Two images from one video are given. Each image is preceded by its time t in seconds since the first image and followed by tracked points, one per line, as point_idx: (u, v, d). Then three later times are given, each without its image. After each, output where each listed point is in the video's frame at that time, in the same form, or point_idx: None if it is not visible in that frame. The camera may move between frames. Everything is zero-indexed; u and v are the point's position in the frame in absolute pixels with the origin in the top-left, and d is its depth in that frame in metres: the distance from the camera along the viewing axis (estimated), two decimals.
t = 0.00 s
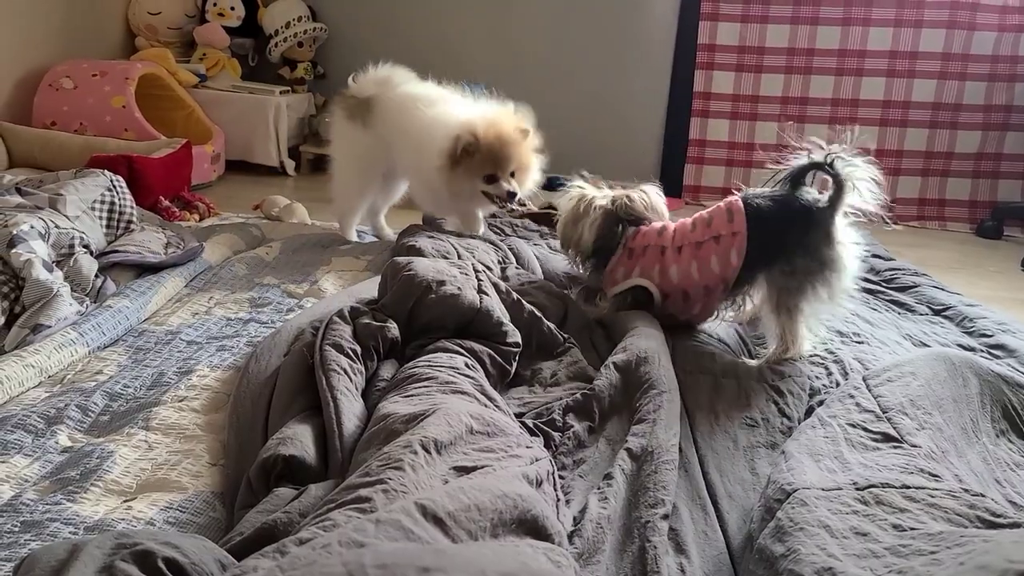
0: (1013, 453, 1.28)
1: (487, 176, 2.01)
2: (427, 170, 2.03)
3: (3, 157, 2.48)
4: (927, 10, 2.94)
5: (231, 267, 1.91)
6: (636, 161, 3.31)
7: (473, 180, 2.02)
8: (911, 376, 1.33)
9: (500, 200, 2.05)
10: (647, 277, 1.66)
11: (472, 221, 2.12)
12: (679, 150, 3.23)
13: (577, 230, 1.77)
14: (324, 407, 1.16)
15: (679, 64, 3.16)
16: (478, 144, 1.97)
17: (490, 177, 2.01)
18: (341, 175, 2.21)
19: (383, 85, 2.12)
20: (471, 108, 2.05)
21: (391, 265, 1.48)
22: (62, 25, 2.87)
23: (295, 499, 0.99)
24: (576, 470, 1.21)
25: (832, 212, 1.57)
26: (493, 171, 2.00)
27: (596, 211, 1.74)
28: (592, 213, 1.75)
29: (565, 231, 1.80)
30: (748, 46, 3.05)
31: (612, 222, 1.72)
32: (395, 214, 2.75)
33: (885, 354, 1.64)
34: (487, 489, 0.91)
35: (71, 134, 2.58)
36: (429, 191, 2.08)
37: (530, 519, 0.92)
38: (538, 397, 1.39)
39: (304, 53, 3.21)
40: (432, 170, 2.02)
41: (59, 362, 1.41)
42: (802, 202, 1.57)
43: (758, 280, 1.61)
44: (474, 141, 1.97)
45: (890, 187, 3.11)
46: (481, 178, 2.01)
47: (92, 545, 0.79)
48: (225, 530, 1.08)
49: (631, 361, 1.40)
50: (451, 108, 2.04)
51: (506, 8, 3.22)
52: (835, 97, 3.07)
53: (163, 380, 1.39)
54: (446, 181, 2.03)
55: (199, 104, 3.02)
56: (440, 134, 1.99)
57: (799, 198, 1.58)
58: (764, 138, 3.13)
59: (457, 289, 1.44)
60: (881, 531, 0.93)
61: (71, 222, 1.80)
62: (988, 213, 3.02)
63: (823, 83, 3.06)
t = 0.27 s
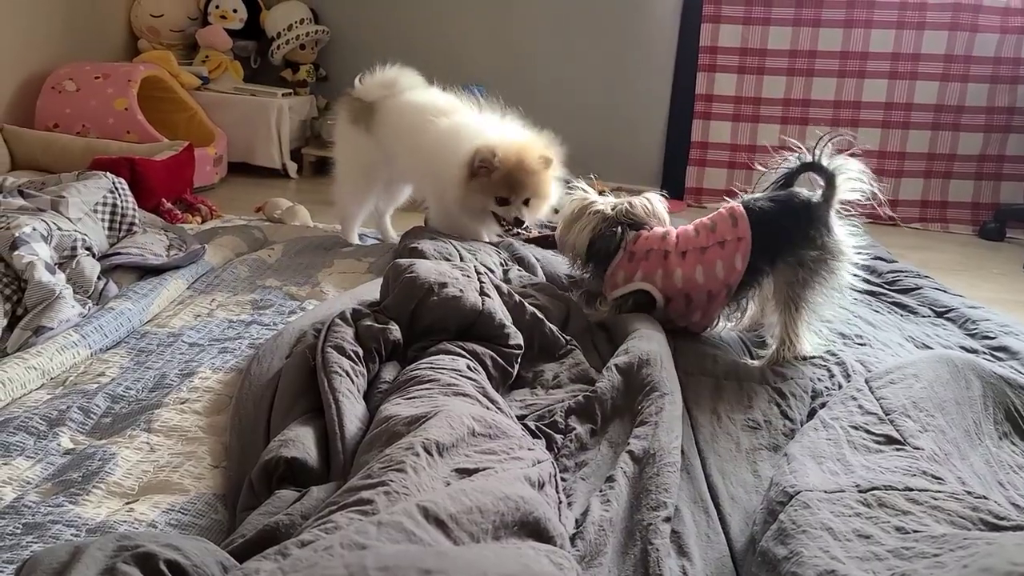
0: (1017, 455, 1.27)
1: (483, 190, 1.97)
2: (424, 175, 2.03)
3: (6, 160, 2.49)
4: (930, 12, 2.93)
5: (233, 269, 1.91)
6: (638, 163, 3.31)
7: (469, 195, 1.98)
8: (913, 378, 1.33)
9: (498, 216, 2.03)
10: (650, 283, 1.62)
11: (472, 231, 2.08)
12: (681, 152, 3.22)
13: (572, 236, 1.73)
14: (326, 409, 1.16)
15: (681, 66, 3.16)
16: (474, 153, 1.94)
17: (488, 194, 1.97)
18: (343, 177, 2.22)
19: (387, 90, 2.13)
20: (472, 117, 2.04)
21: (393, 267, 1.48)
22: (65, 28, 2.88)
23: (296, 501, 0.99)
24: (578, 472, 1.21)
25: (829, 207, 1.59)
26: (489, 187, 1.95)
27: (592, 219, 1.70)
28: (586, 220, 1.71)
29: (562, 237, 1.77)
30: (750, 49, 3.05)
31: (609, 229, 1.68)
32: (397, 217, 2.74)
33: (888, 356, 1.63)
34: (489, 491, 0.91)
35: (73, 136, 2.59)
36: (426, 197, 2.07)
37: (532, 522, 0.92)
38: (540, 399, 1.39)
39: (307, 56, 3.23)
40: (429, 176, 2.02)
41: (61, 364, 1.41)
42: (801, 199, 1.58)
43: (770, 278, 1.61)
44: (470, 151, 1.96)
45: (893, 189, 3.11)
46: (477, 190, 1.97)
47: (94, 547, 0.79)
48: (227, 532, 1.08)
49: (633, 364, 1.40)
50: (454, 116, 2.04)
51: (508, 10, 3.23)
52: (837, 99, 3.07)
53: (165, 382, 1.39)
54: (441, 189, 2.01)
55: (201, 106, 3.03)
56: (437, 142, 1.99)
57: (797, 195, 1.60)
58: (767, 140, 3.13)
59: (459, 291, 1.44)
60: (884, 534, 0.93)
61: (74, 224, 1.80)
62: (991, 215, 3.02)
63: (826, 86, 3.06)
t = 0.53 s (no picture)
0: (1019, 458, 1.27)
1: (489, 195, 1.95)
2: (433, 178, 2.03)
3: (8, 162, 2.49)
4: (931, 14, 2.93)
5: (235, 271, 1.92)
6: (639, 165, 3.31)
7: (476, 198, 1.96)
8: (915, 381, 1.33)
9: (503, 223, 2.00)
10: (661, 290, 1.61)
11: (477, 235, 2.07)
12: (682, 154, 3.22)
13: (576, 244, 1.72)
14: (327, 411, 1.16)
15: (683, 68, 3.16)
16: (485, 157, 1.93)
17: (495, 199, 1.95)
18: (348, 178, 2.22)
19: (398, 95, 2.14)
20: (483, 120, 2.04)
21: (395, 269, 1.48)
22: (67, 31, 2.89)
23: (297, 503, 0.99)
24: (579, 474, 1.21)
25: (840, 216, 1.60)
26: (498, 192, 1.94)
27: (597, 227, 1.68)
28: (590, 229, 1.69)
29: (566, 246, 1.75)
30: (752, 51, 3.06)
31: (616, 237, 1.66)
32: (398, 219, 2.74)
33: (890, 358, 1.63)
34: (490, 493, 0.90)
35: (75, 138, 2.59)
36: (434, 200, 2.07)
37: (533, 524, 0.92)
38: (541, 401, 1.39)
39: (308, 58, 3.23)
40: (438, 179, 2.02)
41: (63, 367, 1.42)
42: (813, 209, 1.59)
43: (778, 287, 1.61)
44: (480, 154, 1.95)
45: (894, 191, 3.11)
46: (485, 194, 1.95)
47: (95, 549, 0.79)
48: (228, 535, 1.08)
49: (636, 366, 1.40)
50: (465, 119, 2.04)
51: (509, 12, 3.23)
52: (839, 102, 3.07)
53: (167, 384, 1.39)
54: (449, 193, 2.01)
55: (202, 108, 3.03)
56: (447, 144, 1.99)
57: (809, 205, 1.61)
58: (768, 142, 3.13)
59: (460, 293, 1.44)
60: (886, 536, 0.93)
61: (75, 226, 1.80)
62: (993, 218, 3.02)
63: (827, 88, 3.07)
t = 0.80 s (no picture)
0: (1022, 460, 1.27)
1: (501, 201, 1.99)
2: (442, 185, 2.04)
3: (11, 166, 2.49)
4: (933, 16, 2.93)
5: (238, 274, 1.92)
6: (641, 168, 3.31)
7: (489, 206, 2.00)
8: (918, 383, 1.33)
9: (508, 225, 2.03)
10: (664, 293, 1.62)
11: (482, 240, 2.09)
12: (684, 157, 3.22)
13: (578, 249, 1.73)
14: (329, 414, 1.16)
15: (684, 70, 3.16)
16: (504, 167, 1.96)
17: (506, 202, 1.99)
18: (353, 182, 2.22)
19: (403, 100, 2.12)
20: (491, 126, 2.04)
21: (397, 273, 1.49)
22: (70, 35, 2.90)
23: (300, 507, 0.99)
24: (581, 478, 1.21)
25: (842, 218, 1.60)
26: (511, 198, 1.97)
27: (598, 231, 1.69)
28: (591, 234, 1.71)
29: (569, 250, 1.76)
30: (753, 53, 3.06)
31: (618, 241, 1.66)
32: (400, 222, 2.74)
33: (892, 360, 1.63)
34: (492, 496, 0.90)
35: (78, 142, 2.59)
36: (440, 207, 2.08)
37: (535, 527, 0.92)
38: (543, 404, 1.39)
39: (309, 62, 3.24)
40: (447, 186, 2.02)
41: (66, 370, 1.42)
42: (815, 212, 1.60)
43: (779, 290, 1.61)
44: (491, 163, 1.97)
45: (896, 193, 3.11)
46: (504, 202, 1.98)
47: (98, 553, 0.79)
48: (230, 538, 1.08)
49: (638, 369, 1.40)
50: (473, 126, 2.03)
51: (510, 14, 3.23)
52: (840, 104, 3.07)
53: (169, 388, 1.40)
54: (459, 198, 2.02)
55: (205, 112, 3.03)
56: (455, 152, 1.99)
57: (811, 208, 1.61)
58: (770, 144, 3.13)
59: (463, 296, 1.44)
60: (889, 539, 0.93)
61: (78, 230, 1.80)
62: (995, 220, 3.01)
63: (829, 90, 3.07)
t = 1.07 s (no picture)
0: None
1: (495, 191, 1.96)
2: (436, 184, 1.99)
3: (13, 170, 2.50)
4: (934, 18, 2.94)
5: (240, 277, 1.92)
6: (642, 169, 3.31)
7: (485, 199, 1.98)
8: (920, 385, 1.33)
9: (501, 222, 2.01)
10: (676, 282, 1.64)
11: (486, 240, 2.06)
12: (686, 158, 3.22)
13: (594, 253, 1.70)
14: (331, 417, 1.17)
15: (686, 72, 3.16)
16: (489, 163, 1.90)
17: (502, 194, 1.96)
18: (360, 184, 2.20)
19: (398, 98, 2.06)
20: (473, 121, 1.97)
21: (398, 275, 1.49)
22: (73, 39, 2.90)
23: (302, 510, 0.99)
24: (583, 480, 1.21)
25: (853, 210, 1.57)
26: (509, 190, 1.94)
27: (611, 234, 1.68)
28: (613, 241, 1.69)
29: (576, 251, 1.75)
30: (754, 55, 3.06)
31: (633, 237, 1.64)
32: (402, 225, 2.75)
33: (894, 362, 1.63)
34: (494, 499, 0.91)
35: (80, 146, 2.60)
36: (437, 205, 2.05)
37: (537, 530, 0.92)
38: (545, 406, 1.39)
39: (311, 65, 3.24)
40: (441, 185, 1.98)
41: (69, 374, 1.42)
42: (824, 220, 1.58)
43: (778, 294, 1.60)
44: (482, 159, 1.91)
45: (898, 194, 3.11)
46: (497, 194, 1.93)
47: (100, 556, 0.80)
48: (233, 541, 1.08)
49: (640, 371, 1.40)
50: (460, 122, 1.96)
51: (511, 14, 3.24)
52: (842, 106, 3.07)
53: (171, 391, 1.40)
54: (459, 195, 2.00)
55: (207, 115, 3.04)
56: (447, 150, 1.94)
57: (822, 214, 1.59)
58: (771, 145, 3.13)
59: (464, 299, 1.44)
60: (890, 541, 0.93)
61: (80, 234, 1.81)
62: (997, 221, 3.01)
63: (830, 91, 3.07)
